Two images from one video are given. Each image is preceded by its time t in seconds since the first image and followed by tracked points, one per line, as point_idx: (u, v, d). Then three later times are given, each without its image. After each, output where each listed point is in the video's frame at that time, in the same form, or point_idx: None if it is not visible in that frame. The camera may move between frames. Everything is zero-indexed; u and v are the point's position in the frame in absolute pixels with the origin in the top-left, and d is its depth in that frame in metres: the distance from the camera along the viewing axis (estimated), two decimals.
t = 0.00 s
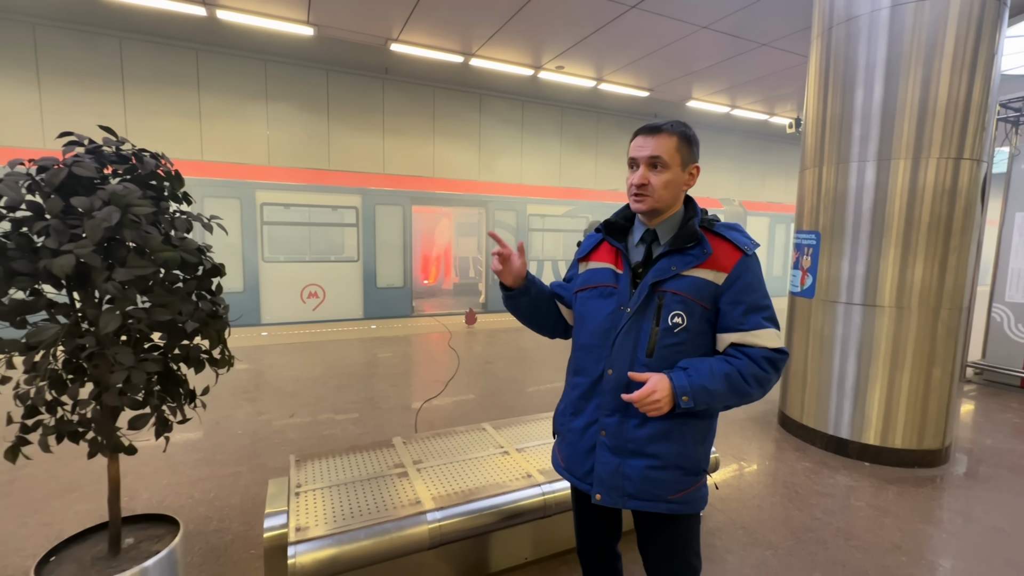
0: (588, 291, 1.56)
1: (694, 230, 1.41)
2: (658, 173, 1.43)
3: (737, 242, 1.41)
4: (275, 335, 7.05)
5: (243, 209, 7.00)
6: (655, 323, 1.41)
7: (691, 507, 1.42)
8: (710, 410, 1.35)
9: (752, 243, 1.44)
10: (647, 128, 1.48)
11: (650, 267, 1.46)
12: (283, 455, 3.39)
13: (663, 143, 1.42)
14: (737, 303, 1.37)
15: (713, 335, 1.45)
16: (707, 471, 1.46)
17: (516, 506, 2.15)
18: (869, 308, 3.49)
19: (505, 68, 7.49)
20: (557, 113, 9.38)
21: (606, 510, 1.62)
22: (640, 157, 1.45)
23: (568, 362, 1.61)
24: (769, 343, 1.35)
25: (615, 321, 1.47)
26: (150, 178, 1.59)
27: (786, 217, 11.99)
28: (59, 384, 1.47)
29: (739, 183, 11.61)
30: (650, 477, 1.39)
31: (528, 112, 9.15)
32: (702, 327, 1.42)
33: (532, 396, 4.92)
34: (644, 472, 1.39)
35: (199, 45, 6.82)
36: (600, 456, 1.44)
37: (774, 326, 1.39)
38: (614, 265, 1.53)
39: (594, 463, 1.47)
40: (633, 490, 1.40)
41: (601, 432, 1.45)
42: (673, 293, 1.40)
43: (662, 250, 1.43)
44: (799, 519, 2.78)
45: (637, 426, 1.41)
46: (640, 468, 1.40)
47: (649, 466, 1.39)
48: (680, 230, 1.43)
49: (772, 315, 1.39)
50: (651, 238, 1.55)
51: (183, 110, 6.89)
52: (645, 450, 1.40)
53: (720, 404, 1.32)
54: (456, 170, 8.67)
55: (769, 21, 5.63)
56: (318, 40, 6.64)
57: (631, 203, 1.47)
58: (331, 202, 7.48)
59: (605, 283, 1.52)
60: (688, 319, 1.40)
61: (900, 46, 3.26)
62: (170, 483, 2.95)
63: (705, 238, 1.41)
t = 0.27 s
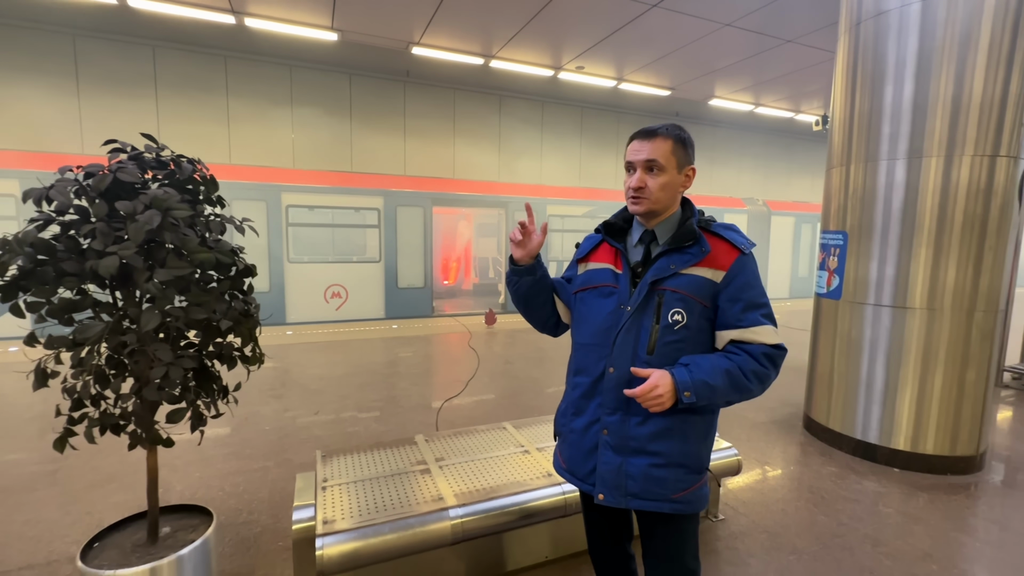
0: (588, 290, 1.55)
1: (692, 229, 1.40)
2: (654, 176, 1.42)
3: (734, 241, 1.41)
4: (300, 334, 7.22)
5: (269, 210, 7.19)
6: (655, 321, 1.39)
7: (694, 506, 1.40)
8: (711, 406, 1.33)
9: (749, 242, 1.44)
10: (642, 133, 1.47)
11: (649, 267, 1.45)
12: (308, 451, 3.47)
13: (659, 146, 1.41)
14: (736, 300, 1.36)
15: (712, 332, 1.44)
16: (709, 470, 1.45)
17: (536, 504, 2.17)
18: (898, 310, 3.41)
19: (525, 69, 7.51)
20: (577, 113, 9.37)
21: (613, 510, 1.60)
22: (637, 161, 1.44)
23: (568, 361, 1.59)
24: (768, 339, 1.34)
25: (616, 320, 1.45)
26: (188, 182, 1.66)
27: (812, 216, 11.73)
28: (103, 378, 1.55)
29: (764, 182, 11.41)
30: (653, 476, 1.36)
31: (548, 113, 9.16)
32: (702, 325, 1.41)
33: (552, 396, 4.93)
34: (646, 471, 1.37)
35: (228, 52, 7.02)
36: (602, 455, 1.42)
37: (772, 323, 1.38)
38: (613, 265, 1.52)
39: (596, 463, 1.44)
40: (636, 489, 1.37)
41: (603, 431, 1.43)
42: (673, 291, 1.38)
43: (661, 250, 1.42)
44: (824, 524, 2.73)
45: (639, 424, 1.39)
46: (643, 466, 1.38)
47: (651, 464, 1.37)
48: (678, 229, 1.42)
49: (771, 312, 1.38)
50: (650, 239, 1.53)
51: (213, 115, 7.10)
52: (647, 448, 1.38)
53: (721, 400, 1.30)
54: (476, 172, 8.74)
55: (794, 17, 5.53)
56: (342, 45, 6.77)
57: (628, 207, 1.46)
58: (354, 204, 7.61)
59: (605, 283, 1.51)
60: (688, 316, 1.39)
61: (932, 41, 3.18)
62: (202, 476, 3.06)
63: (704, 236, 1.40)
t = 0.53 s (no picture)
0: (595, 293, 1.53)
1: (697, 229, 1.39)
2: (655, 176, 1.42)
3: (739, 239, 1.40)
4: (327, 333, 7.39)
5: (298, 212, 7.37)
6: (665, 321, 1.38)
7: (710, 506, 1.40)
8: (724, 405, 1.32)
9: (754, 239, 1.43)
10: (643, 133, 1.47)
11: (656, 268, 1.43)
12: (334, 447, 3.56)
13: (659, 146, 1.41)
14: (745, 297, 1.35)
15: (722, 331, 1.43)
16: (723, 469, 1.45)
17: (555, 504, 2.18)
18: (935, 312, 3.29)
19: (548, 70, 7.51)
20: (600, 112, 9.32)
21: (630, 512, 1.60)
22: (637, 161, 1.44)
23: (578, 366, 1.57)
24: (778, 335, 1.32)
25: (625, 322, 1.44)
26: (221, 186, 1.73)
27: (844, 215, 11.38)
28: (142, 373, 1.62)
29: (794, 181, 11.13)
30: (669, 477, 1.36)
31: (571, 113, 9.14)
32: (711, 324, 1.40)
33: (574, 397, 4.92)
34: (662, 472, 1.36)
35: (259, 59, 7.23)
36: (617, 458, 1.40)
37: (782, 318, 1.36)
38: (619, 266, 1.50)
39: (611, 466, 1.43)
40: (653, 491, 1.36)
41: (617, 434, 1.41)
42: (681, 291, 1.37)
43: (668, 250, 1.41)
44: (854, 532, 2.66)
45: (653, 426, 1.38)
46: (659, 468, 1.37)
47: (667, 466, 1.37)
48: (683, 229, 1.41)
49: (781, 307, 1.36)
50: (654, 239, 1.51)
51: (245, 120, 7.33)
52: (662, 450, 1.37)
53: (734, 398, 1.29)
54: (500, 173, 8.79)
55: (825, 11, 5.39)
56: (367, 50, 6.89)
57: (629, 206, 1.46)
58: (379, 206, 7.74)
59: (612, 285, 1.49)
60: (698, 315, 1.38)
61: (972, 33, 3.06)
62: (234, 469, 3.17)
63: (709, 235, 1.39)
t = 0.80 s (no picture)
0: (602, 300, 1.51)
1: (702, 228, 1.36)
2: (654, 175, 1.39)
3: (746, 235, 1.37)
4: (355, 332, 7.55)
5: (327, 214, 7.52)
6: (674, 325, 1.36)
7: (728, 508, 1.39)
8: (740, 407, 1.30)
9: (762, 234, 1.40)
10: (642, 131, 1.44)
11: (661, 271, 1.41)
12: (359, 443, 3.64)
13: (658, 144, 1.38)
14: (755, 295, 1.33)
15: (733, 331, 1.40)
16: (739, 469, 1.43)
17: (574, 505, 2.18)
18: (979, 316, 3.14)
19: (574, 69, 7.48)
20: (627, 111, 9.23)
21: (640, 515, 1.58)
22: (635, 160, 1.41)
23: (590, 374, 1.56)
24: (793, 332, 1.29)
25: (633, 328, 1.42)
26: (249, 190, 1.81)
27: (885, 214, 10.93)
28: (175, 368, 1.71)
29: (830, 179, 10.77)
30: (688, 482, 1.34)
31: (598, 112, 9.08)
32: (722, 324, 1.38)
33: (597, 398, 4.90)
34: (680, 478, 1.34)
35: (292, 65, 7.45)
36: (634, 465, 1.39)
37: (795, 314, 1.34)
38: (624, 271, 1.48)
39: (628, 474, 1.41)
40: (672, 498, 1.34)
41: (632, 441, 1.40)
42: (689, 293, 1.35)
43: (672, 251, 1.38)
44: (888, 545, 2.56)
45: (668, 432, 1.37)
46: (676, 474, 1.35)
47: (684, 471, 1.35)
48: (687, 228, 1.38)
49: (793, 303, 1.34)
50: (658, 240, 1.48)
51: (278, 124, 7.56)
52: (678, 456, 1.35)
53: (750, 399, 1.27)
54: (525, 173, 8.81)
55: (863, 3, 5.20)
56: (396, 54, 7.01)
57: (630, 206, 1.44)
58: (407, 207, 7.83)
59: (618, 290, 1.47)
60: (707, 317, 1.36)
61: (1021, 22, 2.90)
62: (264, 462, 3.28)
63: (714, 234, 1.37)
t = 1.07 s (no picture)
0: (606, 304, 1.50)
1: (708, 230, 1.33)
2: (658, 172, 1.36)
3: (758, 237, 1.33)
4: (386, 329, 7.71)
5: (360, 214, 7.70)
6: (678, 333, 1.33)
7: (736, 523, 1.36)
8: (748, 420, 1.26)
9: (775, 236, 1.35)
10: (646, 126, 1.41)
11: (665, 274, 1.38)
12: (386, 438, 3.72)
13: (661, 139, 1.34)
14: (766, 302, 1.28)
15: (743, 338, 1.37)
16: (749, 482, 1.40)
17: (592, 506, 2.16)
18: None
19: (605, 67, 7.41)
20: (660, 108, 9.07)
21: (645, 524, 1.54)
22: (639, 156, 1.38)
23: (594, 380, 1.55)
24: (808, 342, 1.25)
25: (636, 335, 1.40)
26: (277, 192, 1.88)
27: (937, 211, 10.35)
28: (208, 362, 1.78)
29: (876, 174, 10.28)
30: (692, 497, 1.31)
31: (629, 109, 8.96)
32: (730, 331, 1.34)
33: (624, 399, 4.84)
34: (683, 491, 1.31)
35: (328, 70, 7.67)
36: (637, 477, 1.37)
37: (811, 321, 1.28)
38: (628, 274, 1.46)
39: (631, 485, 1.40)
40: (675, 512, 1.31)
41: (635, 452, 1.38)
42: (694, 299, 1.32)
43: (678, 254, 1.35)
44: (929, 560, 2.44)
45: (672, 444, 1.34)
46: (680, 487, 1.32)
47: (689, 485, 1.32)
48: (694, 231, 1.35)
49: (807, 310, 1.29)
50: (664, 242, 1.46)
51: (314, 127, 7.79)
52: (682, 469, 1.32)
53: (757, 413, 1.23)
54: (555, 172, 8.78)
55: None
56: (427, 56, 7.12)
57: (634, 205, 1.41)
58: (437, 207, 7.93)
59: (622, 294, 1.46)
60: (713, 325, 1.32)
61: None
62: (295, 455, 3.40)
63: (721, 237, 1.33)
